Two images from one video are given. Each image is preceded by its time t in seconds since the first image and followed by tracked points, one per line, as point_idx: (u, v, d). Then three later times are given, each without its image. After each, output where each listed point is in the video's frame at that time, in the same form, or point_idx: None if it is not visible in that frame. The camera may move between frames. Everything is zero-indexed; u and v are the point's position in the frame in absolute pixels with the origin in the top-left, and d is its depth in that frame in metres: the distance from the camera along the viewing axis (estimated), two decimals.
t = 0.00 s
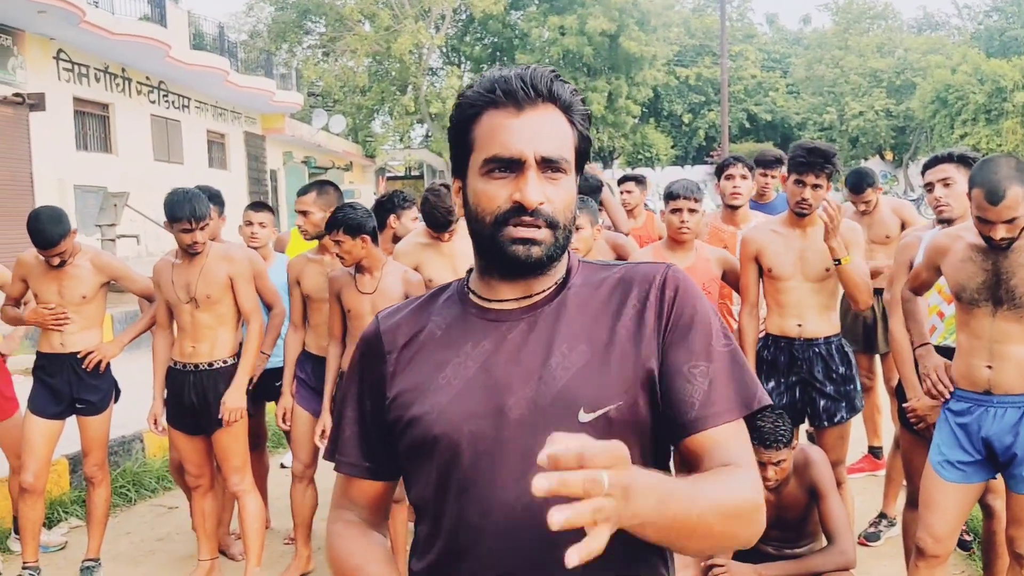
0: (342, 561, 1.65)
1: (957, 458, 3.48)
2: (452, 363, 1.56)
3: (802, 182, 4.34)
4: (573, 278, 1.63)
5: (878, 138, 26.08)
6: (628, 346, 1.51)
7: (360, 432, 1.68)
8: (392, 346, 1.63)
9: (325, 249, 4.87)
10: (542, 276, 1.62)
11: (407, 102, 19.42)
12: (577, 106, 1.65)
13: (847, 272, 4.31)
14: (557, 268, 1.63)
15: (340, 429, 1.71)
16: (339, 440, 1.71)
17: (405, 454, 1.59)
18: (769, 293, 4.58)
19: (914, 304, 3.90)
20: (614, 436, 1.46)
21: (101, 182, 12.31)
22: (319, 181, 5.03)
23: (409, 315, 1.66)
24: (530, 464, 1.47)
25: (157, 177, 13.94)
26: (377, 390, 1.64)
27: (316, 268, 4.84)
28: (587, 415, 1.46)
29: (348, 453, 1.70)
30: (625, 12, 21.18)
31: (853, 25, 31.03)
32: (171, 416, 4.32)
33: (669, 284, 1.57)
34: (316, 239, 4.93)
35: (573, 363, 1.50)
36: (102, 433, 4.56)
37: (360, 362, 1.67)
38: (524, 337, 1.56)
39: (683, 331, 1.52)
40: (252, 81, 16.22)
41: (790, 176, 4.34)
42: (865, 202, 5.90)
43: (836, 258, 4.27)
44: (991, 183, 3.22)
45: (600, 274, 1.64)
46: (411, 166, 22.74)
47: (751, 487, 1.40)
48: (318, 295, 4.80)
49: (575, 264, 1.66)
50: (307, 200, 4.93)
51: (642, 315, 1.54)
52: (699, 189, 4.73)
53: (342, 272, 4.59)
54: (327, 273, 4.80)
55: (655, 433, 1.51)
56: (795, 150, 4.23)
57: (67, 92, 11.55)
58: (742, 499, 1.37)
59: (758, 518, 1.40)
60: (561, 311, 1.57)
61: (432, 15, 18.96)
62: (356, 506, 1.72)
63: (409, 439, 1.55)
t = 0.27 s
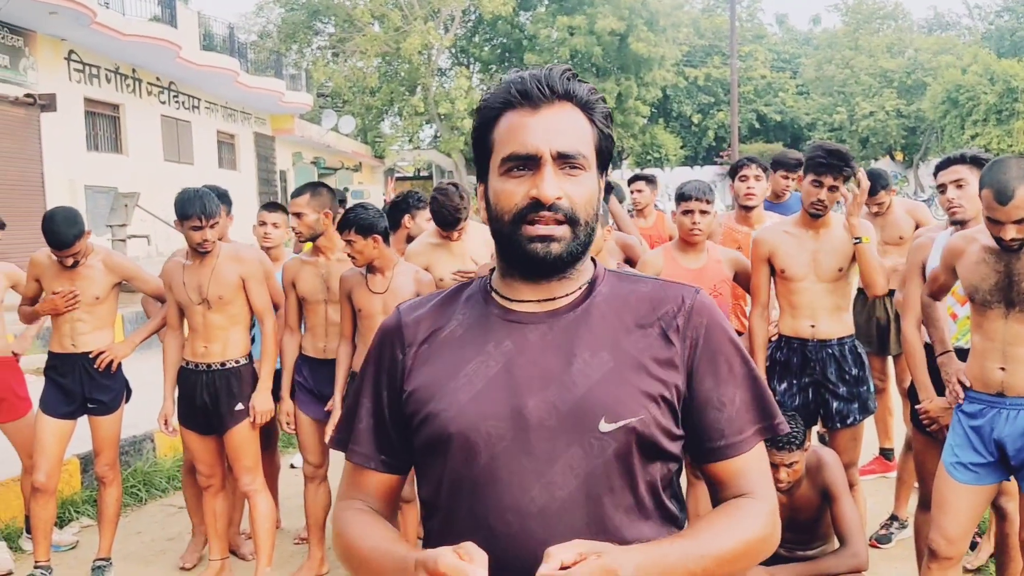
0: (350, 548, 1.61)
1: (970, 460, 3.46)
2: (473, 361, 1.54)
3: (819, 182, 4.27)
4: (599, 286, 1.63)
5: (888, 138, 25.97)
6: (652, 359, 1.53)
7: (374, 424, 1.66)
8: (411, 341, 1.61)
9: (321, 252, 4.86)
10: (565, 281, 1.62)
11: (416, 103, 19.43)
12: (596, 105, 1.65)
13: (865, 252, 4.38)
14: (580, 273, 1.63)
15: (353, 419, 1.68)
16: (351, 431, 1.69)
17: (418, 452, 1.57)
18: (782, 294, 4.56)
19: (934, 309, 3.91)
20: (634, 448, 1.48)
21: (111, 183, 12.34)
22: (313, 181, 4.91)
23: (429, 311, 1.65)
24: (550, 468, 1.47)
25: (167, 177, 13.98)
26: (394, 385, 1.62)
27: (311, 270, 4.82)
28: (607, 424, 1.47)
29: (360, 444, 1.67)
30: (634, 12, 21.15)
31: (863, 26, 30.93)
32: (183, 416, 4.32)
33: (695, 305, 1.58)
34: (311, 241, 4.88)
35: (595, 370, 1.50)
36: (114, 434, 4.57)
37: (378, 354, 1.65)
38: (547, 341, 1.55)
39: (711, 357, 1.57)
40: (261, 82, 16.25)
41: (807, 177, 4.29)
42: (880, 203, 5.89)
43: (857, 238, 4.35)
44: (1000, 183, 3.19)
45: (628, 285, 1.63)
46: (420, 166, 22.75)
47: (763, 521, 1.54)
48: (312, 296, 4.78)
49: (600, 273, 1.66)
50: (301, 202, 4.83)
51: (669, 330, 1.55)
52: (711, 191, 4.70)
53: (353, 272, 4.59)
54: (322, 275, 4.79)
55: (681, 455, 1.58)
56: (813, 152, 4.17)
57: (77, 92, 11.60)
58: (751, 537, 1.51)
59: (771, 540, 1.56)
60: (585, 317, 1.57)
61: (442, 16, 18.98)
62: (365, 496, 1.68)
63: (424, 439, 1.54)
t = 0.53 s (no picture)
0: (352, 542, 1.61)
1: (978, 463, 3.43)
2: (486, 360, 1.54)
3: (828, 183, 4.26)
4: (611, 288, 1.62)
5: (894, 138, 25.87)
6: (665, 363, 1.53)
7: (381, 418, 1.64)
8: (422, 337, 1.60)
9: (309, 253, 4.77)
10: (577, 283, 1.61)
11: (422, 103, 19.45)
12: (608, 105, 1.65)
13: (870, 251, 4.35)
14: (591, 276, 1.63)
15: (358, 412, 1.67)
16: (357, 424, 1.67)
17: (427, 450, 1.56)
18: (789, 295, 4.54)
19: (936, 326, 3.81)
20: (646, 453, 1.49)
21: (118, 183, 12.37)
22: (298, 183, 4.76)
23: (440, 307, 1.64)
24: (562, 469, 1.47)
25: (174, 178, 14.01)
26: (403, 381, 1.61)
27: (302, 272, 4.76)
28: (621, 428, 1.47)
29: (367, 438, 1.65)
30: (640, 13, 21.13)
31: (870, 26, 30.85)
32: (190, 416, 4.32)
33: (708, 312, 1.59)
34: (298, 242, 4.77)
35: (610, 374, 1.50)
36: (120, 434, 4.58)
37: (388, 348, 1.64)
38: (560, 342, 1.55)
39: (725, 363, 1.58)
40: (267, 82, 16.26)
41: (816, 178, 4.28)
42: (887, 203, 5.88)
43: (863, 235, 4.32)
44: (1006, 182, 3.17)
45: (641, 289, 1.63)
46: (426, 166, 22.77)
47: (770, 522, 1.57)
48: (302, 298, 4.72)
49: (612, 277, 1.65)
50: (286, 204, 4.68)
51: (682, 335, 1.56)
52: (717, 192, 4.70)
53: (358, 273, 4.59)
54: (311, 276, 4.73)
55: (687, 459, 1.59)
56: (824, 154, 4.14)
57: (84, 93, 11.63)
58: (762, 539, 1.54)
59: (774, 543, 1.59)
60: (599, 320, 1.57)
61: (447, 16, 19.00)
62: (368, 490, 1.67)
63: (434, 436, 1.53)
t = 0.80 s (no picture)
0: (357, 544, 1.60)
1: (983, 464, 3.42)
2: (488, 360, 1.53)
3: (833, 184, 4.26)
4: (612, 287, 1.62)
5: (899, 138, 25.82)
6: (667, 361, 1.52)
7: (386, 422, 1.64)
8: (425, 339, 1.60)
9: (306, 254, 4.70)
10: (578, 283, 1.60)
11: (426, 103, 19.45)
12: (608, 105, 1.63)
13: (875, 250, 4.33)
14: (592, 276, 1.62)
15: (362, 415, 1.67)
16: (361, 427, 1.67)
17: (431, 452, 1.56)
18: (794, 296, 4.53)
19: (938, 329, 3.82)
20: (650, 451, 1.48)
21: (122, 184, 12.38)
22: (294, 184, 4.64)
23: (441, 307, 1.64)
24: (566, 470, 1.47)
25: (177, 178, 14.03)
26: (406, 382, 1.61)
27: (299, 273, 4.72)
28: (623, 427, 1.47)
29: (371, 441, 1.65)
30: (644, 13, 21.11)
31: (874, 26, 30.79)
32: (193, 416, 4.32)
33: (709, 306, 1.58)
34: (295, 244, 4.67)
35: (612, 373, 1.50)
36: (124, 434, 4.58)
37: (391, 349, 1.63)
38: (562, 343, 1.54)
39: (726, 359, 1.56)
40: (270, 83, 16.27)
41: (820, 179, 4.29)
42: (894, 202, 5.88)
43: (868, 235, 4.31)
44: (1012, 180, 3.16)
45: (641, 287, 1.62)
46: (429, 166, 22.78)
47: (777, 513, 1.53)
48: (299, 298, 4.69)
49: (613, 275, 1.65)
50: (283, 206, 4.57)
51: (683, 330, 1.55)
52: (720, 191, 4.67)
53: (362, 273, 4.59)
54: (309, 277, 4.68)
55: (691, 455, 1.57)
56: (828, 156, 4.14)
57: (88, 94, 11.65)
58: (773, 527, 1.51)
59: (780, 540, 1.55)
60: (600, 319, 1.56)
61: (451, 16, 19.01)
62: (371, 492, 1.67)
63: (438, 437, 1.53)
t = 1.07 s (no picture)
0: (360, 542, 1.59)
1: (985, 464, 3.41)
2: (485, 360, 1.54)
3: (835, 183, 4.27)
4: (609, 283, 1.61)
5: (901, 138, 25.83)
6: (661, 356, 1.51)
7: (387, 423, 1.64)
8: (423, 340, 1.60)
9: (314, 252, 4.72)
10: (573, 281, 1.60)
11: (428, 103, 19.46)
12: (605, 106, 1.62)
13: (878, 250, 4.34)
14: (586, 274, 1.61)
15: (365, 418, 1.67)
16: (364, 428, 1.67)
17: (432, 451, 1.57)
18: (796, 295, 4.53)
19: (939, 328, 3.84)
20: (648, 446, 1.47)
21: (124, 183, 12.40)
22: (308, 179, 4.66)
23: (441, 307, 1.64)
24: (564, 467, 1.47)
25: (180, 177, 14.04)
26: (406, 383, 1.61)
27: (305, 271, 4.75)
28: (621, 422, 1.47)
29: (374, 442, 1.65)
30: (646, 12, 21.10)
31: (876, 26, 30.78)
32: (193, 415, 4.30)
33: (705, 297, 1.57)
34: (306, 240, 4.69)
35: (608, 369, 1.50)
36: (126, 432, 4.58)
37: (390, 352, 1.64)
38: (558, 341, 1.54)
39: (724, 350, 1.54)
40: (273, 82, 16.29)
41: (822, 177, 4.30)
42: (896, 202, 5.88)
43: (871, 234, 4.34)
44: (1017, 178, 3.15)
45: (636, 282, 1.62)
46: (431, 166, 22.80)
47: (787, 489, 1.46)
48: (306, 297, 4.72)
49: (610, 272, 1.64)
50: (301, 200, 4.59)
51: (678, 321, 1.54)
52: (719, 190, 4.66)
53: (365, 272, 4.59)
54: (315, 275, 4.70)
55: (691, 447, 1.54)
56: (830, 155, 4.15)
57: (90, 93, 11.66)
58: (781, 498, 1.43)
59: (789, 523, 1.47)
60: (596, 316, 1.56)
61: (453, 16, 19.03)
62: (375, 491, 1.66)
63: (437, 436, 1.54)
